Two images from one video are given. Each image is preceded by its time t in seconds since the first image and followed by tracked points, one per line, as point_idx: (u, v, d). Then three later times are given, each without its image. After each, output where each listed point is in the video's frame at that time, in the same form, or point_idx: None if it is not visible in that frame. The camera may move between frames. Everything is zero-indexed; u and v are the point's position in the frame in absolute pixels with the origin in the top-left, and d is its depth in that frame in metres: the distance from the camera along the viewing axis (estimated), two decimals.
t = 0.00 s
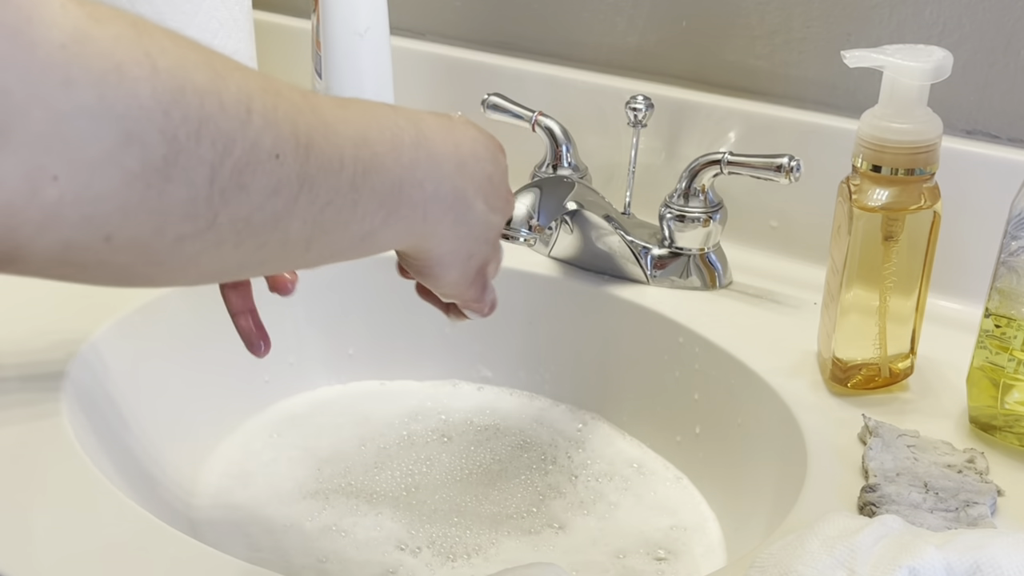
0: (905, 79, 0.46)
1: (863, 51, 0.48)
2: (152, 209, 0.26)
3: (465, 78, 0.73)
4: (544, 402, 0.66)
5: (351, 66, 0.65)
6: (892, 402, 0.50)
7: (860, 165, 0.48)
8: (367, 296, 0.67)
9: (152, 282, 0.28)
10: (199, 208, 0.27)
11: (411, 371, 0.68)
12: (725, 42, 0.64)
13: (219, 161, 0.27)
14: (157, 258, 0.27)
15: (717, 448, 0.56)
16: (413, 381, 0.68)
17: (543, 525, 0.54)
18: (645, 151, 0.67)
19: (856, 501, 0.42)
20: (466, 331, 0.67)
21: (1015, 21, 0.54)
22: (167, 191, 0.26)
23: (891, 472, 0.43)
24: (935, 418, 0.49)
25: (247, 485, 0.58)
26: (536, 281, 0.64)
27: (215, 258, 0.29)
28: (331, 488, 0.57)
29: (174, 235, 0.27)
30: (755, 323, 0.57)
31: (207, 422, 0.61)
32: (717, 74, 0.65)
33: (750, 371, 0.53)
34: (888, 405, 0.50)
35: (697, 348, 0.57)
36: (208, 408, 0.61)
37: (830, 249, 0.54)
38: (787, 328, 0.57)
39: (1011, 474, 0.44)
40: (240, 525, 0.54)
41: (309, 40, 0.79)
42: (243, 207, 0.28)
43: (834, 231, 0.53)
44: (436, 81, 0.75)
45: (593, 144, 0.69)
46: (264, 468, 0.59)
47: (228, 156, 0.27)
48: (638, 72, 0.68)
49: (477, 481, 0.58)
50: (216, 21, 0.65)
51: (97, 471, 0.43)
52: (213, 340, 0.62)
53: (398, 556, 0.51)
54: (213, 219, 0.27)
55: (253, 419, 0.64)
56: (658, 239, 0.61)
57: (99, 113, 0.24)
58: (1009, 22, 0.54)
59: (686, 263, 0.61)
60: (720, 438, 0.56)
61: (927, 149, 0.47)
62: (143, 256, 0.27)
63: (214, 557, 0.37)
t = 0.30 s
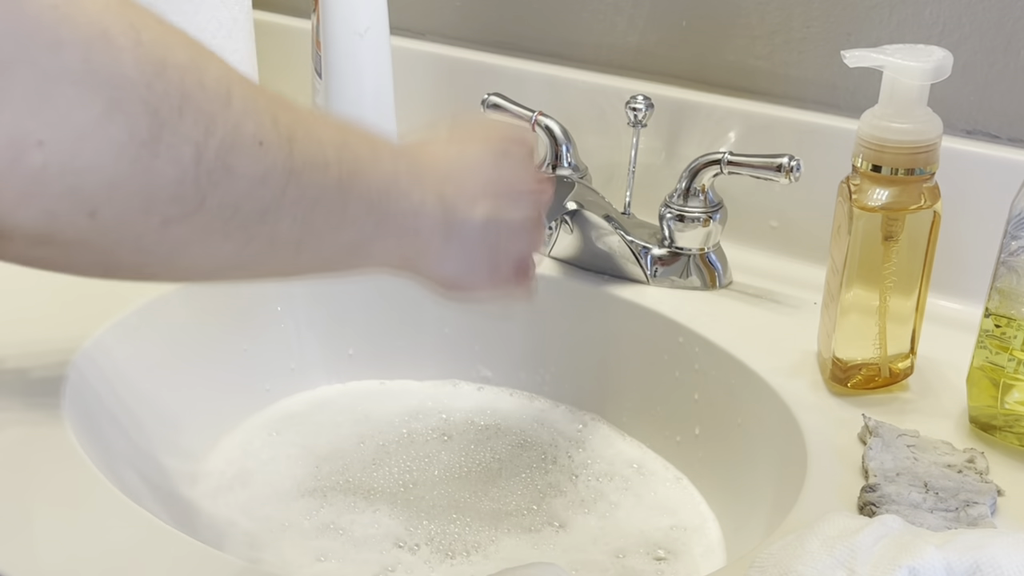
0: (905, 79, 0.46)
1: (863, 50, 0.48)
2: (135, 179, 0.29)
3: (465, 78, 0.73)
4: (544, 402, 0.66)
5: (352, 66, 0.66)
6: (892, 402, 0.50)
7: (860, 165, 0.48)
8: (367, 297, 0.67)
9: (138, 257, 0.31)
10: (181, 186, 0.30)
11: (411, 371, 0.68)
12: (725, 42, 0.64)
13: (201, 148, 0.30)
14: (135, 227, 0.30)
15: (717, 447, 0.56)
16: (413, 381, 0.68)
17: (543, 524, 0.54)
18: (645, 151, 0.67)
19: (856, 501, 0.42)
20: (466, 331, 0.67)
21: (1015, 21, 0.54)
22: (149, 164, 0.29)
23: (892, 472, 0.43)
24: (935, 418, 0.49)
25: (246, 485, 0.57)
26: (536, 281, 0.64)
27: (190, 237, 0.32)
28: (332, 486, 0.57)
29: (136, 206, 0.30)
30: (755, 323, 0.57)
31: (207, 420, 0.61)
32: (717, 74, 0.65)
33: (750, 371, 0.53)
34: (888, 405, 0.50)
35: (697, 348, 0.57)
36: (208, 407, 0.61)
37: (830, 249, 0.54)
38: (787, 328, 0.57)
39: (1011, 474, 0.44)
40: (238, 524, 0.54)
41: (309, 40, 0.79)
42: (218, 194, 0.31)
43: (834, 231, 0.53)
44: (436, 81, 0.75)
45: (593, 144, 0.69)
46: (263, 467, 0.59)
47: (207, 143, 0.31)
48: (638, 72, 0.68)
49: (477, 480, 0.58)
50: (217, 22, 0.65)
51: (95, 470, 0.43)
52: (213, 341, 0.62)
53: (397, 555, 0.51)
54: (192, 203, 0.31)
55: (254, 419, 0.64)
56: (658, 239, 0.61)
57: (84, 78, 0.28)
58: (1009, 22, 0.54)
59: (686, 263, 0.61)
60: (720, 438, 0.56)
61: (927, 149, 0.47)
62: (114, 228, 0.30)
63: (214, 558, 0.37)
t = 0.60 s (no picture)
0: (904, 78, 0.46)
1: (863, 51, 0.48)
2: None
3: (465, 78, 0.73)
4: (544, 402, 0.66)
5: (352, 67, 0.66)
6: (892, 402, 0.50)
7: (860, 165, 0.48)
8: (367, 297, 0.67)
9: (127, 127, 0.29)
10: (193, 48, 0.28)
11: (411, 371, 0.68)
12: (725, 42, 0.64)
13: None
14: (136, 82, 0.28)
15: (717, 448, 0.56)
16: (413, 381, 0.68)
17: (544, 526, 0.54)
18: (645, 151, 0.67)
19: (855, 500, 0.42)
20: (466, 331, 0.67)
21: (1014, 21, 0.54)
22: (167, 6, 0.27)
23: (891, 472, 0.43)
24: (934, 418, 0.49)
25: (247, 485, 0.58)
26: (536, 281, 0.64)
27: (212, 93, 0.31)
28: (333, 488, 0.57)
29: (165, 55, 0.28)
30: (755, 323, 0.57)
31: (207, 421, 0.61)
32: (717, 74, 0.65)
33: (750, 371, 0.53)
34: (887, 405, 0.50)
35: (697, 348, 0.57)
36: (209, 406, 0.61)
37: (829, 250, 0.54)
38: (787, 328, 0.57)
39: (1011, 474, 0.44)
40: (240, 525, 0.54)
41: (309, 41, 0.79)
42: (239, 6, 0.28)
43: (834, 231, 0.53)
44: (436, 81, 0.75)
45: (593, 144, 0.69)
46: (264, 468, 0.59)
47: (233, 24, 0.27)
48: (638, 72, 0.68)
49: (477, 481, 0.58)
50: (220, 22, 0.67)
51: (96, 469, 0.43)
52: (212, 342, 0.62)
53: (398, 557, 0.51)
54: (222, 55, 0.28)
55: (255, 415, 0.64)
56: (658, 239, 0.61)
57: None
58: (1009, 22, 0.54)
59: (686, 263, 0.61)
60: (720, 439, 0.56)
61: (926, 149, 0.47)
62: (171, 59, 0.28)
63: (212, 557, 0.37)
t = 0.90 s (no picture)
0: (904, 78, 0.46)
1: (863, 51, 0.48)
2: None
3: (465, 79, 0.73)
4: (544, 402, 0.66)
5: (352, 67, 0.66)
6: (892, 402, 0.50)
7: (860, 165, 0.48)
8: (367, 296, 0.67)
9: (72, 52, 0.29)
10: None
11: (411, 371, 0.68)
12: (724, 42, 0.64)
13: None
14: None
15: (717, 448, 0.56)
16: (413, 381, 0.68)
17: (545, 526, 0.54)
18: (645, 151, 0.67)
19: (855, 500, 0.42)
20: (466, 331, 0.67)
21: (1015, 21, 0.54)
22: None
23: (891, 472, 0.43)
24: (934, 418, 0.49)
25: (248, 485, 0.58)
26: (536, 281, 0.64)
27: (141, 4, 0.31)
28: (333, 488, 0.57)
29: None
30: (755, 323, 0.57)
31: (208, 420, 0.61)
32: (717, 74, 0.65)
33: (750, 371, 0.53)
34: (887, 405, 0.50)
35: (697, 348, 0.57)
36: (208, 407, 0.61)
37: (829, 250, 0.54)
38: (787, 328, 0.57)
39: (1011, 474, 0.44)
40: (240, 525, 0.54)
41: (309, 41, 0.79)
42: None
43: (834, 231, 0.53)
44: (436, 81, 0.75)
45: (593, 144, 0.69)
46: (264, 468, 0.59)
47: None
48: (638, 72, 0.68)
49: (479, 481, 0.58)
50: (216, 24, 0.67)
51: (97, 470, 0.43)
52: (212, 342, 0.62)
53: (399, 557, 0.51)
54: None
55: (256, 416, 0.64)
56: (658, 239, 0.61)
57: None
58: (1009, 22, 0.54)
59: (686, 263, 0.61)
60: (720, 439, 0.56)
61: (926, 149, 0.47)
62: None
63: (215, 558, 0.37)
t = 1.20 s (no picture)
0: (904, 78, 0.46)
1: (863, 51, 0.48)
2: None
3: (465, 79, 0.74)
4: (544, 402, 0.66)
5: (352, 67, 0.66)
6: (892, 402, 0.50)
7: (860, 165, 0.49)
8: (366, 296, 0.67)
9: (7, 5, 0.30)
10: None
11: (411, 371, 0.68)
12: (725, 42, 0.64)
13: None
14: None
15: (717, 448, 0.56)
16: (412, 381, 0.68)
17: (544, 525, 0.54)
18: (645, 151, 0.67)
19: (855, 500, 0.42)
20: (466, 331, 0.67)
21: (1015, 21, 0.54)
22: None
23: (891, 472, 0.43)
24: (935, 418, 0.49)
25: (247, 485, 0.57)
26: (537, 281, 0.64)
27: None
28: (333, 488, 0.57)
29: None
30: (755, 323, 0.57)
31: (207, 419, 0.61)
32: (717, 74, 0.65)
33: (750, 371, 0.53)
34: (888, 405, 0.50)
35: (697, 348, 0.57)
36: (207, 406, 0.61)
37: (829, 250, 0.54)
38: (787, 328, 0.57)
39: (1011, 474, 0.44)
40: (239, 524, 0.54)
41: (309, 41, 0.79)
42: None
43: (834, 231, 0.53)
44: (436, 82, 0.75)
45: (593, 144, 0.69)
46: (263, 468, 0.59)
47: None
48: (638, 72, 0.68)
49: (478, 481, 0.58)
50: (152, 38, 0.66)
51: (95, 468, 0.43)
52: (212, 341, 0.63)
53: (398, 556, 0.51)
54: None
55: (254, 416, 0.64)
56: (658, 239, 0.61)
57: None
58: (1009, 22, 0.54)
59: (687, 263, 0.61)
60: (720, 439, 0.56)
61: (927, 149, 0.47)
62: None
63: (213, 556, 0.37)
